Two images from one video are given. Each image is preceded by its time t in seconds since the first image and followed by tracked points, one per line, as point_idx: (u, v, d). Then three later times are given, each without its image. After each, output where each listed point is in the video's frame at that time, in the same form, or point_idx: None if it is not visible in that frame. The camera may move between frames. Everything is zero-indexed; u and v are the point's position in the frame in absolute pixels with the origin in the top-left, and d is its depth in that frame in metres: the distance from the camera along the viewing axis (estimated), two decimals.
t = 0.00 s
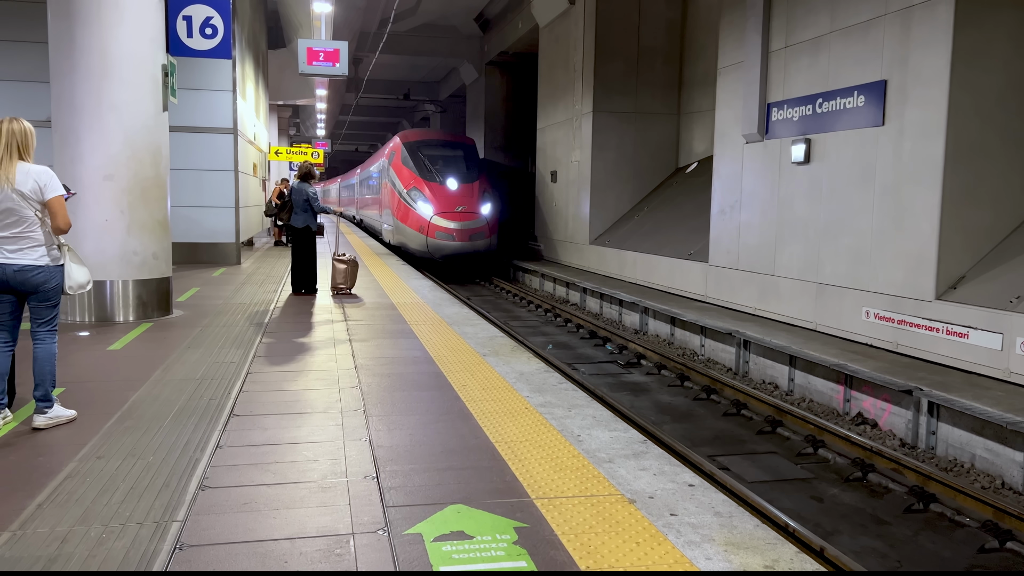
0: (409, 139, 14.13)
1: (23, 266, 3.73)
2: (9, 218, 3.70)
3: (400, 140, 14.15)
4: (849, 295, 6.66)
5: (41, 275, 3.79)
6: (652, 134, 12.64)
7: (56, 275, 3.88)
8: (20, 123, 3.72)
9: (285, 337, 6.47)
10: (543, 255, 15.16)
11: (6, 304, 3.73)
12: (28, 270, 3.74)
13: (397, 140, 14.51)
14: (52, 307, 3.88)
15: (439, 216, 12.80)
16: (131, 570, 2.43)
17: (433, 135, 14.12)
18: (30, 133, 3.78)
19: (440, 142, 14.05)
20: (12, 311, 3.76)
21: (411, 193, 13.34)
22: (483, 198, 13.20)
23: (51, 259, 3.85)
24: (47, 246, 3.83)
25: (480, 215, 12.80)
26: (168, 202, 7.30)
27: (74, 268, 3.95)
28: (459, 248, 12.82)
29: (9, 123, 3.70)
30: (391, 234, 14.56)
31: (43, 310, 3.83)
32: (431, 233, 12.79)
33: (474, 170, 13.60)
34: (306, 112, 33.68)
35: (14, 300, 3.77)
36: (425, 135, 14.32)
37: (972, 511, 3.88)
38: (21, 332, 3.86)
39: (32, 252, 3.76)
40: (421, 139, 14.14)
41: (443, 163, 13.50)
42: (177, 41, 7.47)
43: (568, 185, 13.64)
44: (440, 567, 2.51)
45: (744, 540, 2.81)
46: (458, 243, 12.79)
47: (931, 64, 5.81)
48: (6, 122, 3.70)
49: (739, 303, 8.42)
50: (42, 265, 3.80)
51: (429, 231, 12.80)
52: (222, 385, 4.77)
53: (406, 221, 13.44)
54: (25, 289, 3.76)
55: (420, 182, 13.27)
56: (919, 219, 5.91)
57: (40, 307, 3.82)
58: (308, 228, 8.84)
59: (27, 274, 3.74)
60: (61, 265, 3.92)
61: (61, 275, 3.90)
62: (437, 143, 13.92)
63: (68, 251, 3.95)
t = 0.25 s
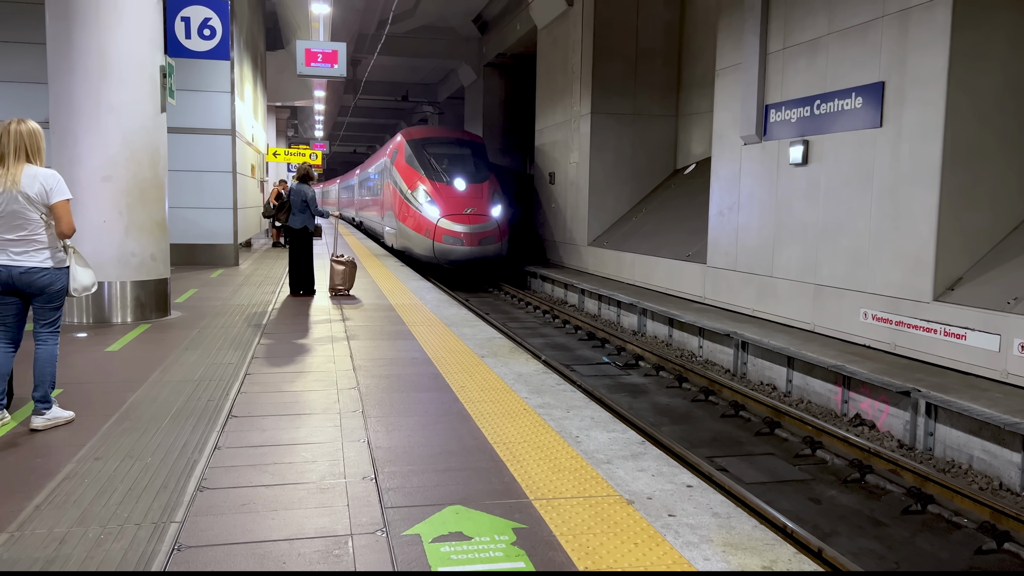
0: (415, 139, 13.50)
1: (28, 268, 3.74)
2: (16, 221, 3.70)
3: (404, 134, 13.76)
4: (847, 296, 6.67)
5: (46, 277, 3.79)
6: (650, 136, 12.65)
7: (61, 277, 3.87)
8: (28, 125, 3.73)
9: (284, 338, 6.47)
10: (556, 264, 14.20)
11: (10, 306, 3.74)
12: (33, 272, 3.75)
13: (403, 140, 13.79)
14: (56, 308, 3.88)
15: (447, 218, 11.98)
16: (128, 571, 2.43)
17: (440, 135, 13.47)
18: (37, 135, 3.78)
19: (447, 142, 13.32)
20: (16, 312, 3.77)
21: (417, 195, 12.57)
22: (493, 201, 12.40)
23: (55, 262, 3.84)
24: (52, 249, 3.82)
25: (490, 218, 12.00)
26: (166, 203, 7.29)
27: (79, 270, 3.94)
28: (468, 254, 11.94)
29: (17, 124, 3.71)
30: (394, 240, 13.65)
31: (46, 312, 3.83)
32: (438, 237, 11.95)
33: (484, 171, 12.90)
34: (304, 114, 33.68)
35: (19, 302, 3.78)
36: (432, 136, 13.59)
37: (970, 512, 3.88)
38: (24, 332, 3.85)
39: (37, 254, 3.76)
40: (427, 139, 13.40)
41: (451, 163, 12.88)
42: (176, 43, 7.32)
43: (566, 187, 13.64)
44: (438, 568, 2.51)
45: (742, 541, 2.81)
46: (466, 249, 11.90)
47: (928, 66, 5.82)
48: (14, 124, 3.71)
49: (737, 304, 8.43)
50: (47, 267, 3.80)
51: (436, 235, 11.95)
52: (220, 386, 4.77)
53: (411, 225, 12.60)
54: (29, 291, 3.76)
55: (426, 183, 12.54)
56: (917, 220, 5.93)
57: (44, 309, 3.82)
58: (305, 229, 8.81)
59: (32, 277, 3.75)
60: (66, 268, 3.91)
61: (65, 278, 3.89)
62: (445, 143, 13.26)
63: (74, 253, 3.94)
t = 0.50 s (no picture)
0: (420, 135, 12.72)
1: (33, 268, 3.73)
2: (22, 220, 3.70)
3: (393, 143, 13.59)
4: (846, 297, 6.68)
5: (51, 277, 3.79)
6: (649, 137, 12.66)
7: (65, 279, 3.86)
8: (33, 125, 3.74)
9: (283, 339, 6.47)
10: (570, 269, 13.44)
11: (13, 305, 3.77)
12: (37, 273, 3.74)
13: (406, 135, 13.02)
14: (59, 310, 3.87)
15: (456, 221, 11.25)
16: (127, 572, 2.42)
17: (447, 131, 12.71)
18: (43, 136, 3.78)
19: (454, 139, 12.58)
20: (19, 313, 3.79)
21: (423, 195, 11.82)
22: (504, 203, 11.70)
23: (61, 263, 3.83)
24: (59, 250, 3.82)
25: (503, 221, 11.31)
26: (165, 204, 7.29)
27: (83, 272, 3.92)
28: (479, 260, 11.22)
29: (22, 124, 3.72)
30: (398, 244, 12.92)
31: (48, 313, 3.82)
32: (447, 241, 11.23)
33: (494, 171, 12.21)
34: (302, 115, 33.66)
35: (22, 302, 3.79)
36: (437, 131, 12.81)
37: (968, 513, 3.88)
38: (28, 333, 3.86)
39: (42, 255, 3.75)
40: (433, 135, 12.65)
41: (459, 162, 12.15)
42: (173, 44, 7.20)
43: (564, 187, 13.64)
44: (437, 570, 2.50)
45: (741, 542, 2.81)
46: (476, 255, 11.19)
47: (926, 67, 5.83)
48: (20, 125, 3.72)
49: (736, 306, 8.44)
50: (52, 268, 3.79)
51: (445, 239, 11.24)
52: (219, 388, 4.77)
53: (417, 229, 11.87)
54: (33, 291, 3.77)
55: (433, 182, 11.81)
56: (915, 222, 5.93)
57: (46, 310, 3.81)
58: (305, 231, 8.82)
59: (36, 277, 3.75)
60: (70, 269, 3.89)
61: (69, 279, 3.88)
62: (451, 140, 12.52)
63: (78, 256, 3.92)
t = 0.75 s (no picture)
0: (427, 130, 12.04)
1: (28, 269, 3.73)
2: (17, 221, 3.70)
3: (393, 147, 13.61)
4: (844, 298, 6.68)
5: (46, 278, 3.79)
6: (648, 137, 12.66)
7: (60, 279, 3.86)
8: (27, 126, 3.73)
9: (281, 340, 6.46)
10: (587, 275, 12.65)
11: (10, 306, 3.76)
12: (32, 273, 3.74)
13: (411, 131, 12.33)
14: (56, 310, 3.87)
15: (467, 224, 10.59)
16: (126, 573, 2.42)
17: (456, 127, 12.03)
18: (37, 136, 3.79)
19: (462, 135, 11.90)
20: (17, 314, 3.78)
21: (432, 196, 11.17)
22: (519, 205, 11.04)
23: (56, 264, 3.82)
24: (54, 250, 3.81)
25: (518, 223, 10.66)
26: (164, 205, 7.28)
27: (80, 272, 3.92)
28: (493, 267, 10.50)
29: (16, 125, 3.72)
30: (406, 248, 12.21)
31: (45, 314, 3.82)
32: (458, 246, 10.58)
33: (507, 170, 11.55)
34: (301, 116, 33.68)
35: (19, 303, 3.79)
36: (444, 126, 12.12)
37: (967, 514, 3.88)
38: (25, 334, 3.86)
39: (37, 256, 3.75)
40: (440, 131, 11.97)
41: (469, 160, 11.49)
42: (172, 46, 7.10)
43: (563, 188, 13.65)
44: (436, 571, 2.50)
45: (740, 543, 2.81)
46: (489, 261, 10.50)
47: (925, 69, 5.84)
48: (14, 125, 3.72)
49: (735, 307, 8.45)
50: (47, 269, 3.79)
51: (455, 243, 10.59)
52: (218, 389, 4.76)
53: (425, 232, 11.21)
54: (29, 292, 3.77)
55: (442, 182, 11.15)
56: (914, 223, 5.94)
57: (43, 310, 3.81)
58: (305, 232, 8.85)
59: (32, 277, 3.74)
60: (66, 270, 3.90)
61: (65, 279, 3.88)
62: (460, 136, 11.84)
63: (74, 256, 3.92)
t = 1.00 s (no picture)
0: (436, 126, 11.44)
1: (21, 269, 3.72)
2: (10, 222, 3.69)
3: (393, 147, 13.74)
4: (843, 299, 6.69)
5: (40, 278, 3.78)
6: (646, 138, 12.66)
7: (54, 280, 3.86)
8: (21, 126, 3.73)
9: (280, 341, 6.45)
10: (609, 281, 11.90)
11: (6, 307, 3.74)
12: (25, 274, 3.74)
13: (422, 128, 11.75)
14: (51, 310, 3.87)
15: (483, 227, 9.96)
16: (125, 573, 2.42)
17: (468, 123, 11.44)
18: (30, 137, 3.78)
19: (475, 132, 11.31)
20: (12, 314, 3.76)
21: (443, 197, 10.55)
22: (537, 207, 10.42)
23: (49, 264, 3.82)
24: (45, 252, 3.81)
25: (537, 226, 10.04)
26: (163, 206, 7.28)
27: (74, 272, 3.93)
28: (513, 274, 9.85)
29: (10, 126, 3.72)
30: (415, 254, 11.48)
31: (40, 314, 3.82)
32: (473, 252, 9.95)
33: (523, 169, 10.92)
34: (300, 116, 33.68)
35: (15, 303, 3.77)
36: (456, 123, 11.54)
37: (966, 515, 3.88)
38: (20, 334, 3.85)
39: (30, 256, 3.75)
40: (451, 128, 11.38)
41: (482, 158, 10.86)
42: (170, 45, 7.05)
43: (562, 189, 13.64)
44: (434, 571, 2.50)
45: (740, 543, 2.81)
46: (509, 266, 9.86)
47: (924, 69, 5.85)
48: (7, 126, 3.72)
49: (734, 307, 8.45)
50: (40, 269, 3.78)
51: (470, 249, 9.96)
52: (217, 389, 4.76)
53: (436, 237, 10.56)
54: (24, 292, 3.76)
55: (455, 182, 10.54)
56: (913, 223, 5.94)
57: (39, 311, 3.81)
58: (303, 232, 8.86)
59: (25, 278, 3.74)
60: (60, 271, 3.90)
61: (59, 280, 3.88)
62: (472, 133, 11.22)
63: (68, 256, 3.92)
